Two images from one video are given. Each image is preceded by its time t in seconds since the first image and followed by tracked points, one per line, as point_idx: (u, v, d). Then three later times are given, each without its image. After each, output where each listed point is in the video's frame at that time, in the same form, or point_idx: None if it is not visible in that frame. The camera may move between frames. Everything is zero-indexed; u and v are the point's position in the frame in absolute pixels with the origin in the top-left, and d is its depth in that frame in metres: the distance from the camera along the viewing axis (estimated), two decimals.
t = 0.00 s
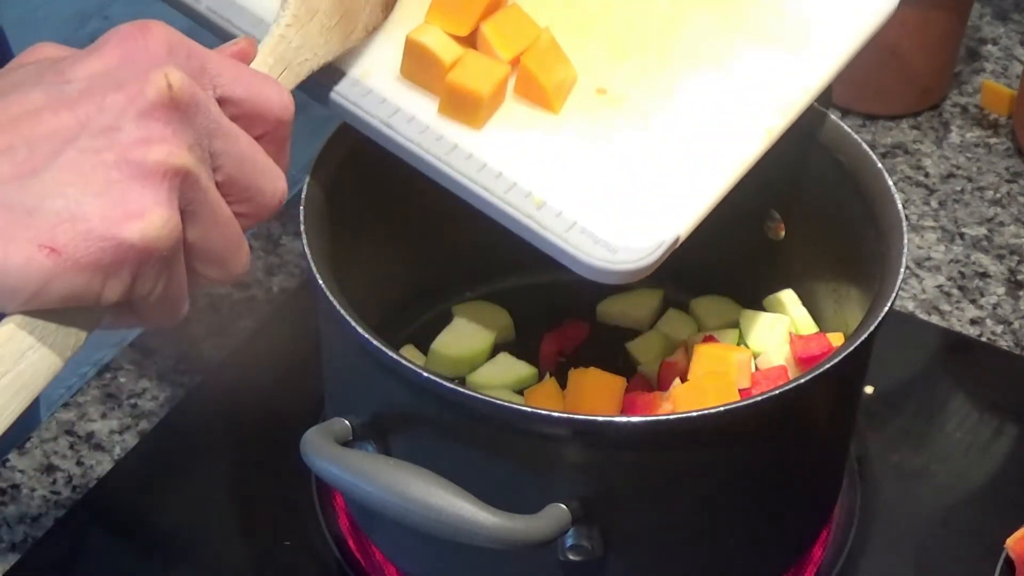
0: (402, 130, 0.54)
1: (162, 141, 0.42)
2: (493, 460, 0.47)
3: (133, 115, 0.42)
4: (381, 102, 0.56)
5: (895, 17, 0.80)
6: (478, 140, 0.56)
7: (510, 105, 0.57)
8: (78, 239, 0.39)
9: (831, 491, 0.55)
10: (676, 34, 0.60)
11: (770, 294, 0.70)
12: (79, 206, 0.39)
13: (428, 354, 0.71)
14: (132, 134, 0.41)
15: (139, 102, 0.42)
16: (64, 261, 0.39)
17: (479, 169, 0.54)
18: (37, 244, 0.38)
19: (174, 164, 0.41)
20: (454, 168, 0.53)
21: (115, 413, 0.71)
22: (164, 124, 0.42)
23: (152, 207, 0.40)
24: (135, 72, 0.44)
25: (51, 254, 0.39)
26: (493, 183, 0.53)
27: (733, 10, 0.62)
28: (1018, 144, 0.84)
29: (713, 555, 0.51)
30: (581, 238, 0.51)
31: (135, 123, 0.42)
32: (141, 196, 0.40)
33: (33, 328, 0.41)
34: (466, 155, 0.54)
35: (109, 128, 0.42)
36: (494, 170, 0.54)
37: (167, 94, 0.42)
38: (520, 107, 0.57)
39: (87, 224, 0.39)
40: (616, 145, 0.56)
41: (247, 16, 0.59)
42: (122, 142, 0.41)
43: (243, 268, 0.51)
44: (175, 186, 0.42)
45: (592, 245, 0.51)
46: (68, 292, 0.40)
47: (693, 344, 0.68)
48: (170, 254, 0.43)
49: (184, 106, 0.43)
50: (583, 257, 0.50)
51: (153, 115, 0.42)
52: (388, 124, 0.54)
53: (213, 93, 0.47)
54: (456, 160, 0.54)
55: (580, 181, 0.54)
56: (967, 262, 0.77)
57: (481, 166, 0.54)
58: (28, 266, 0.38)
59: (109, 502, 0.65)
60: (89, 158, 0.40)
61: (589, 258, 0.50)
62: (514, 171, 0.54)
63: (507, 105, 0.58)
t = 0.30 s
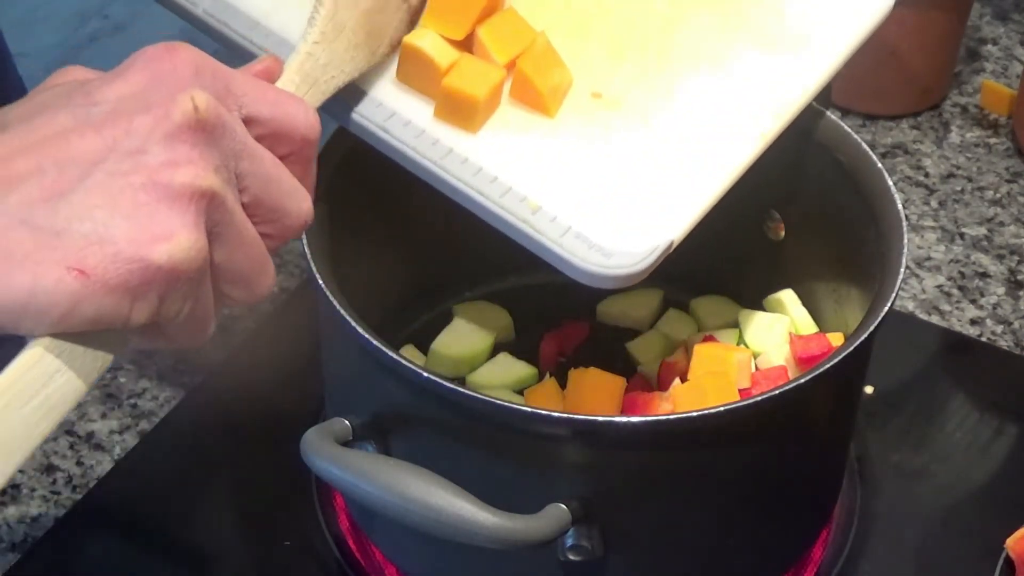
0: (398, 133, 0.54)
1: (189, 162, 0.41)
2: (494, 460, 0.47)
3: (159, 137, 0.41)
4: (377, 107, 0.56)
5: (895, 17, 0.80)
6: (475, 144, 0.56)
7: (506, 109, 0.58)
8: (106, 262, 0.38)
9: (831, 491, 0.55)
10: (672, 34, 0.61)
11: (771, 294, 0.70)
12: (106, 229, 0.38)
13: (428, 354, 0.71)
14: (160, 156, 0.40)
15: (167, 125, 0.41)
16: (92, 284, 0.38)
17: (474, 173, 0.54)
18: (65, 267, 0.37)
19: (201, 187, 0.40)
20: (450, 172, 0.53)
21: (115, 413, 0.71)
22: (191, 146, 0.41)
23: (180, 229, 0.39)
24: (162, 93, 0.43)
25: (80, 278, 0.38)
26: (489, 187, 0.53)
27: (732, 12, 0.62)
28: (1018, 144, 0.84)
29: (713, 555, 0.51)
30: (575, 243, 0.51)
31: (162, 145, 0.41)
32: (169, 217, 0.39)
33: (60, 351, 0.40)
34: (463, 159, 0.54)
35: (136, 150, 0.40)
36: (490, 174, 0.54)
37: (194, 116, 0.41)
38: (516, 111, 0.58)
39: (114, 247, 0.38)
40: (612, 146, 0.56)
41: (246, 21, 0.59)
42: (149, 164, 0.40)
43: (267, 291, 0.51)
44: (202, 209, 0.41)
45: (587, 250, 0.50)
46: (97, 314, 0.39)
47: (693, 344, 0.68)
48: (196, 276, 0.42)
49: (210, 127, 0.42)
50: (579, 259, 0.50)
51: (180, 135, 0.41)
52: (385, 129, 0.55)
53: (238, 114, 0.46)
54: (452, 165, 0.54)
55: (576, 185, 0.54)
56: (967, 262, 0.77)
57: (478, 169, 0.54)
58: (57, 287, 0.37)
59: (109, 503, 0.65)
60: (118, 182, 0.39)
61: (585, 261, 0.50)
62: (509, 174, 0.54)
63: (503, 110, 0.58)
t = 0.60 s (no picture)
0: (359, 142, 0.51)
1: (369, 280, 0.35)
2: (495, 460, 0.47)
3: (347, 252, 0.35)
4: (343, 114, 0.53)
5: (896, 16, 0.80)
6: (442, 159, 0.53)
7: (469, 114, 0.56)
8: (266, 363, 0.33)
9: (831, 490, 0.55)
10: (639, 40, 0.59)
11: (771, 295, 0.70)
12: (265, 338, 0.33)
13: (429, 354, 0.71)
14: (341, 269, 0.35)
15: (355, 239, 0.36)
16: (250, 382, 0.33)
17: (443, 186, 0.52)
18: (228, 362, 0.33)
19: (375, 311, 0.34)
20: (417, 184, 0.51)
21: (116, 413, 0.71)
22: (370, 265, 0.35)
23: (347, 346, 0.33)
24: (372, 206, 0.37)
25: (238, 375, 0.33)
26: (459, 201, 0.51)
27: (702, 14, 0.60)
28: (1018, 143, 0.84)
29: (713, 555, 0.51)
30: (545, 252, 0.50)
31: (347, 262, 0.35)
32: (335, 333, 0.33)
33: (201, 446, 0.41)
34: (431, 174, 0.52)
35: (316, 261, 0.35)
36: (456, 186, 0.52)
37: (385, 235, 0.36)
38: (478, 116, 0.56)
39: (280, 347, 0.33)
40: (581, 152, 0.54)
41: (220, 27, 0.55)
42: (330, 279, 0.34)
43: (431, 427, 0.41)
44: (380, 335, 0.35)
45: (553, 260, 0.49)
46: (247, 416, 0.33)
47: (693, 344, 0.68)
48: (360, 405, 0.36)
49: (400, 250, 0.36)
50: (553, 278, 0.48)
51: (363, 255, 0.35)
52: (352, 139, 0.51)
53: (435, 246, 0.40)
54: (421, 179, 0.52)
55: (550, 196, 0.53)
56: (967, 262, 0.77)
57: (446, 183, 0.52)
58: (219, 385, 0.33)
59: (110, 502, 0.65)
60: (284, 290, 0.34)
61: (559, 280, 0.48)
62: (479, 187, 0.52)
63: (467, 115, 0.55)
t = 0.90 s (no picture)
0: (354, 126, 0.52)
1: (173, 111, 0.40)
2: (495, 460, 0.47)
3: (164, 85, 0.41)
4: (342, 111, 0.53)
5: (896, 15, 0.80)
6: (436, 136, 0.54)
7: (465, 101, 0.55)
8: (74, 213, 0.37)
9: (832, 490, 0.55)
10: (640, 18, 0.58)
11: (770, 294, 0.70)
12: (63, 170, 0.37)
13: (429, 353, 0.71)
14: (155, 106, 0.40)
15: (153, 57, 0.41)
16: (56, 232, 0.36)
17: (439, 175, 0.52)
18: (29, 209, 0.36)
19: (178, 136, 0.39)
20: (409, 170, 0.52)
21: (115, 413, 0.71)
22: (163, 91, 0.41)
23: (152, 180, 0.38)
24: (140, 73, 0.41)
25: (41, 222, 0.36)
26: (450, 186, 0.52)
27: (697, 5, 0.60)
28: (1018, 144, 0.84)
29: (713, 555, 0.51)
30: (535, 241, 0.50)
31: (152, 100, 0.40)
32: (141, 168, 0.38)
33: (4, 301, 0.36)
34: (426, 157, 0.53)
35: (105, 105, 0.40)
36: (454, 175, 0.52)
37: (187, 62, 0.41)
38: (475, 106, 0.55)
39: (84, 193, 0.37)
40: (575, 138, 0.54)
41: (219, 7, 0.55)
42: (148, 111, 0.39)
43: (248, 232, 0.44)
44: (183, 160, 0.40)
45: (545, 248, 0.49)
46: (47, 259, 0.36)
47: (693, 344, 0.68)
48: (167, 237, 0.40)
49: (197, 78, 0.41)
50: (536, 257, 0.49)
51: (175, 83, 0.41)
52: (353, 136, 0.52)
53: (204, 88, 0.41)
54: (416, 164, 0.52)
55: (546, 184, 0.52)
56: (967, 262, 0.77)
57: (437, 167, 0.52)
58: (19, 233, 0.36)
59: (110, 502, 0.65)
60: (50, 141, 0.39)
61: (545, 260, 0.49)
62: (476, 176, 0.52)
63: (465, 107, 0.55)
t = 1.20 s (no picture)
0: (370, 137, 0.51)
1: None
2: (494, 460, 0.47)
3: None
4: (353, 109, 0.52)
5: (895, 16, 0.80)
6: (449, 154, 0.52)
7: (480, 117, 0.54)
8: None
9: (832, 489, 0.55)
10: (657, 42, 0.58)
11: (769, 294, 0.70)
12: None
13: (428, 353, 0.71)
14: None
15: None
16: None
17: (454, 183, 0.50)
18: None
19: None
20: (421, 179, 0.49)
21: (115, 413, 0.71)
22: None
23: (21, 10, 0.41)
24: None
25: None
26: (464, 194, 0.49)
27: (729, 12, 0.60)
28: (1018, 144, 0.84)
29: (712, 557, 0.51)
30: (549, 252, 0.47)
31: None
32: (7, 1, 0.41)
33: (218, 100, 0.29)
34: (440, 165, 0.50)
35: None
36: (465, 182, 0.50)
37: None
38: (494, 111, 0.55)
39: None
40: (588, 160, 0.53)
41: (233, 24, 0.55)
42: None
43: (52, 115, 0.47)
44: None
45: (559, 261, 0.46)
46: None
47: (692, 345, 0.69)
48: (35, 52, 0.42)
49: None
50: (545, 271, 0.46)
51: None
52: (363, 134, 0.51)
53: None
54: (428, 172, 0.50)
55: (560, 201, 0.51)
56: (967, 262, 0.77)
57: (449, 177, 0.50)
58: None
59: (109, 502, 0.65)
60: None
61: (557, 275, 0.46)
62: (485, 183, 0.51)
63: (483, 110, 0.55)
